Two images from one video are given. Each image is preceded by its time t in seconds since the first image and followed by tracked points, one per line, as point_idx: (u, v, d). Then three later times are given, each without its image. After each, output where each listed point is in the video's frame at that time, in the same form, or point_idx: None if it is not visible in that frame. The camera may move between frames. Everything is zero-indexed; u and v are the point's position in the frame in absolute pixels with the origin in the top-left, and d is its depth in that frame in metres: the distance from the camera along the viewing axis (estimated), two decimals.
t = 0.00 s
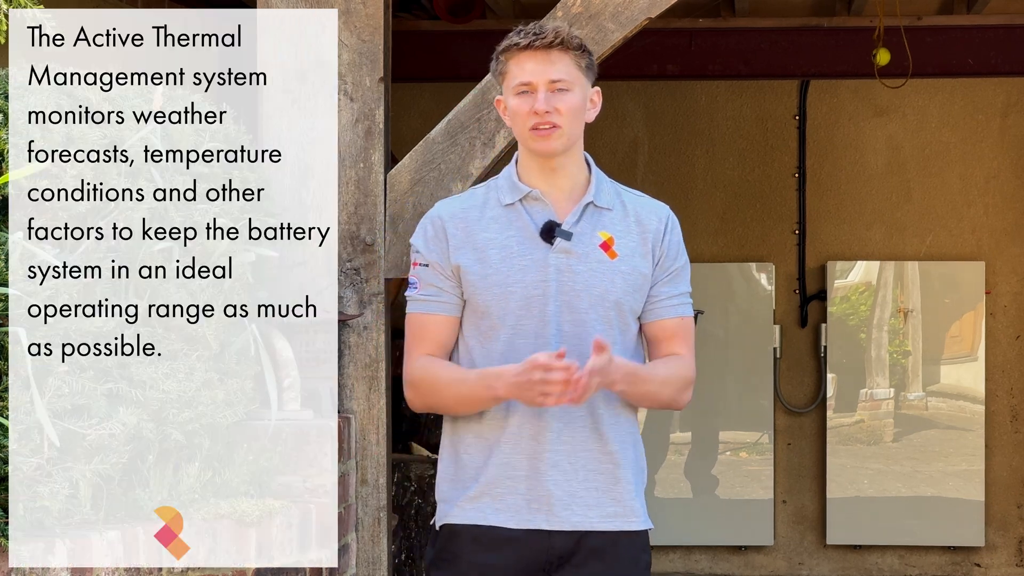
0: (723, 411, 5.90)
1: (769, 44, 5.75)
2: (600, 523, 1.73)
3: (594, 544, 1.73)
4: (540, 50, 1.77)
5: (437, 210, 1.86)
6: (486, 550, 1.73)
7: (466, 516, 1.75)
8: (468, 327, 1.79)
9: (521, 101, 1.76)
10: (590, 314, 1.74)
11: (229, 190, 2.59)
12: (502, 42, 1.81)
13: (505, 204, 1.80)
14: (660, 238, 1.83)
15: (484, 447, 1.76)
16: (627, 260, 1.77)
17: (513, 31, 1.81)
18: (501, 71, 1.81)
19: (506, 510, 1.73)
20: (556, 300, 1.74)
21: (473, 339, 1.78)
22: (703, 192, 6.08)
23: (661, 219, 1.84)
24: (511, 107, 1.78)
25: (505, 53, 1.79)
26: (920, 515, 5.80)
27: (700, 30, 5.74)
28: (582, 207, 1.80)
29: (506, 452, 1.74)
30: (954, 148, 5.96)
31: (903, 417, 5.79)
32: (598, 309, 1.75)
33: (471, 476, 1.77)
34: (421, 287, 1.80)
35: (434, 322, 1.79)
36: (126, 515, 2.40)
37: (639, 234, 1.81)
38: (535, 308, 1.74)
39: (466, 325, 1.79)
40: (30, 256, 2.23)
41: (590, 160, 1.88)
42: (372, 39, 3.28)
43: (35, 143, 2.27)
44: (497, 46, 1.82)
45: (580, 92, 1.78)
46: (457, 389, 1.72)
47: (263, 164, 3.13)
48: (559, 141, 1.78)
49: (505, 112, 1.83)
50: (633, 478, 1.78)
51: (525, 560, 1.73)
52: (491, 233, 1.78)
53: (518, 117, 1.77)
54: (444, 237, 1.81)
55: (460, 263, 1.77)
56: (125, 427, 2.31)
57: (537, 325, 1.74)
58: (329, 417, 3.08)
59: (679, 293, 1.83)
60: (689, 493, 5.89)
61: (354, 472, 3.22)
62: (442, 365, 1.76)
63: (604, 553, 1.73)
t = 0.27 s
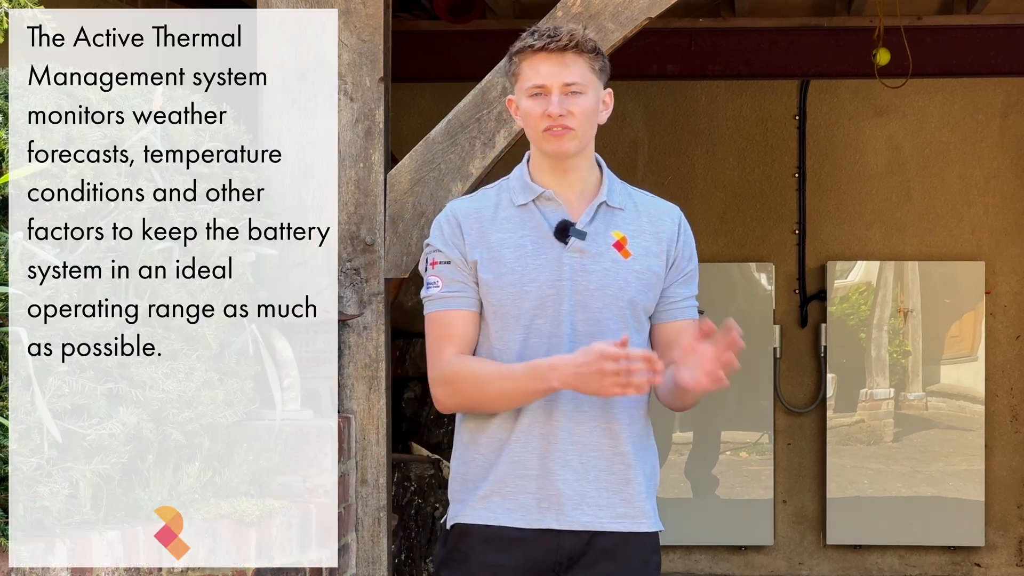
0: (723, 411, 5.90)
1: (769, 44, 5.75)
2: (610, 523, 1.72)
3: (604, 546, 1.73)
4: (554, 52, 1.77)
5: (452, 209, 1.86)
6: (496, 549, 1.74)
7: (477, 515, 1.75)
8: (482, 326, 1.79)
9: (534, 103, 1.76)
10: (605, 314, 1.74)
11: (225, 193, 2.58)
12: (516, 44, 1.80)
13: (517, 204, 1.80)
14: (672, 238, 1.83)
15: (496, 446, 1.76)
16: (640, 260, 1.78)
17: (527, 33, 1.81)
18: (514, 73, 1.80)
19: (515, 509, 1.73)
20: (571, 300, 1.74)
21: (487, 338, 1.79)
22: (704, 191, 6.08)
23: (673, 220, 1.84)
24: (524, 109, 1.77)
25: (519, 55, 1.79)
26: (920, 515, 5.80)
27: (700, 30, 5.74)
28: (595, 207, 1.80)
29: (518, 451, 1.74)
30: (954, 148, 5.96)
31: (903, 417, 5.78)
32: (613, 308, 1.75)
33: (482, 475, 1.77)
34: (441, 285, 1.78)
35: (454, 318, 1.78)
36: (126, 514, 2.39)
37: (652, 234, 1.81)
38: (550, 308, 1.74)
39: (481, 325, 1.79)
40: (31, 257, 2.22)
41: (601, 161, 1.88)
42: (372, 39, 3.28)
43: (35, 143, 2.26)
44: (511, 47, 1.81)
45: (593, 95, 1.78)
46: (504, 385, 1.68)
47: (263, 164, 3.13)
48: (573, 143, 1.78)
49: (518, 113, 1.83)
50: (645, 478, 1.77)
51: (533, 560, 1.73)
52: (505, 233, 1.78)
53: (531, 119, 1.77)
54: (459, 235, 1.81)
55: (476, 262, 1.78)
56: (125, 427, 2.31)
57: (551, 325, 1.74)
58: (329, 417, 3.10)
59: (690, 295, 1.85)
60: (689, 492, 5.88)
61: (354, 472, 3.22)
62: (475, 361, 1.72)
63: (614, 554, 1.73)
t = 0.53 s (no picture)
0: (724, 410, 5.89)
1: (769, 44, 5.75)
2: (617, 524, 1.73)
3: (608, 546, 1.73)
4: (558, 51, 1.76)
5: (456, 209, 1.85)
6: (501, 550, 1.74)
7: (482, 516, 1.75)
8: (488, 326, 1.79)
9: (538, 103, 1.76)
10: (610, 316, 1.74)
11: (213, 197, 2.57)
12: (519, 43, 1.80)
13: (523, 206, 1.80)
14: (677, 239, 1.84)
15: (502, 447, 1.76)
16: (646, 261, 1.78)
17: (529, 32, 1.80)
18: (518, 72, 1.80)
19: (520, 510, 1.73)
20: (577, 302, 1.74)
21: (495, 338, 1.78)
22: (703, 192, 6.08)
23: (678, 221, 1.85)
24: (529, 109, 1.77)
25: (523, 53, 1.78)
26: (920, 515, 5.80)
27: (700, 30, 5.74)
28: (601, 208, 1.80)
29: (523, 453, 1.74)
30: (954, 148, 5.95)
31: (903, 417, 5.78)
32: (618, 310, 1.75)
33: (487, 476, 1.77)
34: (444, 287, 1.79)
35: (457, 320, 1.78)
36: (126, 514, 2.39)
37: (658, 235, 1.81)
38: (555, 310, 1.74)
39: (486, 326, 1.79)
40: (31, 257, 2.21)
41: (606, 161, 1.88)
42: (372, 39, 3.28)
43: (35, 143, 2.26)
44: (514, 46, 1.81)
45: (597, 92, 1.77)
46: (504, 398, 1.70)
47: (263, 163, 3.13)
48: (577, 141, 1.77)
49: (522, 113, 1.82)
50: (651, 480, 1.77)
51: (538, 560, 1.74)
52: (510, 235, 1.78)
53: (537, 118, 1.76)
54: (464, 236, 1.81)
55: (481, 264, 1.77)
56: (124, 427, 2.31)
57: (557, 326, 1.74)
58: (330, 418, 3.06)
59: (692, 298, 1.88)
60: (689, 492, 5.87)
61: (354, 472, 3.22)
62: (476, 367, 1.73)
63: (618, 554, 1.73)
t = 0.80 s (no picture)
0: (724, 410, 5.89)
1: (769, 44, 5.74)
2: (613, 523, 1.71)
3: (605, 545, 1.72)
4: (554, 49, 1.75)
5: (452, 210, 1.84)
6: (498, 549, 1.71)
7: (478, 516, 1.73)
8: (483, 326, 1.77)
9: (535, 101, 1.75)
10: (606, 315, 1.72)
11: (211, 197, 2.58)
12: (515, 41, 1.79)
13: (518, 204, 1.79)
14: (673, 239, 1.82)
15: (498, 446, 1.75)
16: (641, 260, 1.76)
17: (526, 30, 1.80)
18: (514, 71, 1.79)
19: (517, 509, 1.71)
20: (572, 301, 1.72)
21: (491, 339, 1.76)
22: (703, 192, 6.08)
23: (674, 220, 1.82)
24: (526, 107, 1.76)
25: (519, 52, 1.77)
26: (920, 515, 5.79)
27: (700, 30, 5.73)
28: (596, 207, 1.78)
29: (519, 452, 1.72)
30: (954, 148, 5.95)
31: (903, 417, 5.78)
32: (613, 309, 1.73)
33: (483, 476, 1.76)
34: (438, 288, 1.78)
35: (452, 321, 1.77)
36: (126, 514, 2.39)
37: (654, 234, 1.80)
38: (550, 309, 1.72)
39: (482, 326, 1.77)
40: (32, 256, 2.20)
41: (602, 160, 1.87)
42: (372, 39, 3.28)
43: (35, 143, 2.25)
44: (511, 45, 1.80)
45: (593, 91, 1.77)
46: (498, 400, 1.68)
47: (263, 163, 3.12)
48: (574, 139, 1.77)
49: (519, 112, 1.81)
50: (646, 480, 1.76)
51: (534, 560, 1.71)
52: (506, 234, 1.77)
53: (533, 116, 1.75)
54: (460, 236, 1.79)
55: (476, 263, 1.76)
56: (124, 427, 2.30)
57: (552, 325, 1.72)
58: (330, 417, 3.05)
59: (689, 297, 1.84)
60: (689, 492, 5.88)
61: (354, 472, 3.22)
62: (470, 371, 1.72)
63: (615, 553, 1.72)
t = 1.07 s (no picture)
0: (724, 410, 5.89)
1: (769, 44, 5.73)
2: (596, 521, 1.69)
3: (588, 543, 1.69)
4: (539, 49, 1.75)
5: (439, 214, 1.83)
6: (481, 546, 1.70)
7: (461, 512, 1.71)
8: (469, 328, 1.76)
9: (521, 100, 1.73)
10: (592, 314, 1.70)
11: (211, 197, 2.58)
12: (501, 42, 1.79)
13: (504, 205, 1.78)
14: (660, 236, 1.79)
15: (480, 443, 1.72)
16: (627, 258, 1.74)
17: (512, 30, 1.79)
18: (500, 71, 1.78)
19: (500, 506, 1.70)
20: (557, 301, 1.70)
21: (478, 340, 1.75)
22: (703, 192, 6.08)
23: (661, 217, 1.80)
24: (511, 106, 1.75)
25: (505, 51, 1.77)
26: (920, 515, 5.79)
27: (700, 30, 5.72)
28: (581, 205, 1.77)
29: (502, 449, 1.70)
30: (954, 148, 5.95)
31: (903, 417, 5.78)
32: (599, 308, 1.70)
33: (466, 473, 1.74)
34: (423, 291, 1.78)
35: (437, 324, 1.77)
36: (126, 514, 2.39)
37: (640, 231, 1.78)
38: (535, 309, 1.70)
39: (469, 327, 1.76)
40: (31, 257, 2.19)
41: (591, 159, 1.85)
42: (372, 39, 3.28)
43: (35, 143, 2.25)
44: (497, 45, 1.79)
45: (579, 90, 1.76)
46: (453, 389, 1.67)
47: (263, 163, 3.12)
48: (560, 138, 1.76)
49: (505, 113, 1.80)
50: (633, 479, 1.73)
51: (516, 557, 1.69)
52: (490, 234, 1.75)
53: (520, 115, 1.74)
54: (444, 239, 1.78)
55: (460, 265, 1.75)
56: (124, 427, 2.30)
57: (537, 325, 1.70)
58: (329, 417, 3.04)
59: (678, 293, 1.81)
60: (689, 493, 5.88)
61: (354, 472, 3.21)
62: (441, 366, 1.72)
63: (597, 552, 1.69)
